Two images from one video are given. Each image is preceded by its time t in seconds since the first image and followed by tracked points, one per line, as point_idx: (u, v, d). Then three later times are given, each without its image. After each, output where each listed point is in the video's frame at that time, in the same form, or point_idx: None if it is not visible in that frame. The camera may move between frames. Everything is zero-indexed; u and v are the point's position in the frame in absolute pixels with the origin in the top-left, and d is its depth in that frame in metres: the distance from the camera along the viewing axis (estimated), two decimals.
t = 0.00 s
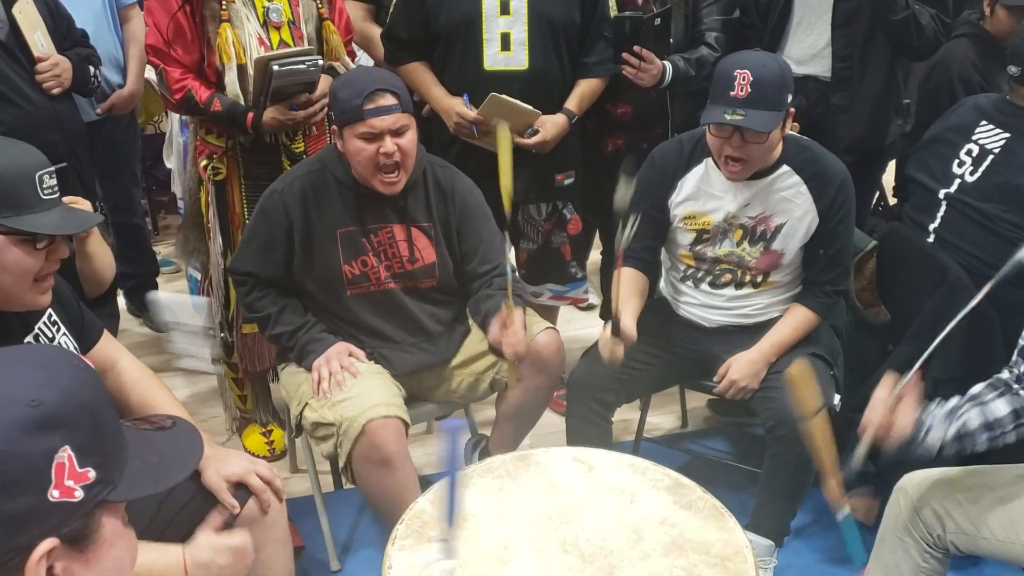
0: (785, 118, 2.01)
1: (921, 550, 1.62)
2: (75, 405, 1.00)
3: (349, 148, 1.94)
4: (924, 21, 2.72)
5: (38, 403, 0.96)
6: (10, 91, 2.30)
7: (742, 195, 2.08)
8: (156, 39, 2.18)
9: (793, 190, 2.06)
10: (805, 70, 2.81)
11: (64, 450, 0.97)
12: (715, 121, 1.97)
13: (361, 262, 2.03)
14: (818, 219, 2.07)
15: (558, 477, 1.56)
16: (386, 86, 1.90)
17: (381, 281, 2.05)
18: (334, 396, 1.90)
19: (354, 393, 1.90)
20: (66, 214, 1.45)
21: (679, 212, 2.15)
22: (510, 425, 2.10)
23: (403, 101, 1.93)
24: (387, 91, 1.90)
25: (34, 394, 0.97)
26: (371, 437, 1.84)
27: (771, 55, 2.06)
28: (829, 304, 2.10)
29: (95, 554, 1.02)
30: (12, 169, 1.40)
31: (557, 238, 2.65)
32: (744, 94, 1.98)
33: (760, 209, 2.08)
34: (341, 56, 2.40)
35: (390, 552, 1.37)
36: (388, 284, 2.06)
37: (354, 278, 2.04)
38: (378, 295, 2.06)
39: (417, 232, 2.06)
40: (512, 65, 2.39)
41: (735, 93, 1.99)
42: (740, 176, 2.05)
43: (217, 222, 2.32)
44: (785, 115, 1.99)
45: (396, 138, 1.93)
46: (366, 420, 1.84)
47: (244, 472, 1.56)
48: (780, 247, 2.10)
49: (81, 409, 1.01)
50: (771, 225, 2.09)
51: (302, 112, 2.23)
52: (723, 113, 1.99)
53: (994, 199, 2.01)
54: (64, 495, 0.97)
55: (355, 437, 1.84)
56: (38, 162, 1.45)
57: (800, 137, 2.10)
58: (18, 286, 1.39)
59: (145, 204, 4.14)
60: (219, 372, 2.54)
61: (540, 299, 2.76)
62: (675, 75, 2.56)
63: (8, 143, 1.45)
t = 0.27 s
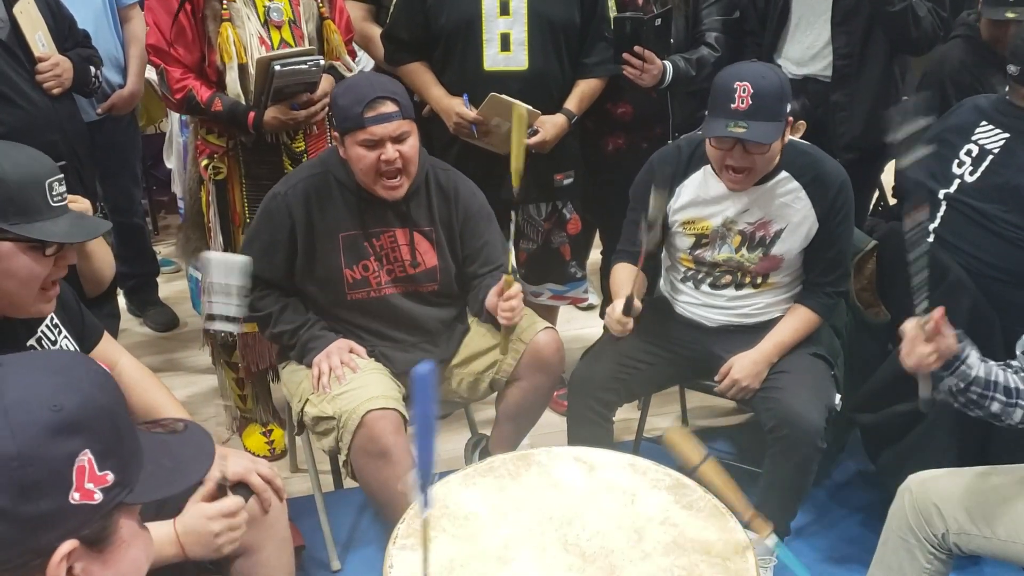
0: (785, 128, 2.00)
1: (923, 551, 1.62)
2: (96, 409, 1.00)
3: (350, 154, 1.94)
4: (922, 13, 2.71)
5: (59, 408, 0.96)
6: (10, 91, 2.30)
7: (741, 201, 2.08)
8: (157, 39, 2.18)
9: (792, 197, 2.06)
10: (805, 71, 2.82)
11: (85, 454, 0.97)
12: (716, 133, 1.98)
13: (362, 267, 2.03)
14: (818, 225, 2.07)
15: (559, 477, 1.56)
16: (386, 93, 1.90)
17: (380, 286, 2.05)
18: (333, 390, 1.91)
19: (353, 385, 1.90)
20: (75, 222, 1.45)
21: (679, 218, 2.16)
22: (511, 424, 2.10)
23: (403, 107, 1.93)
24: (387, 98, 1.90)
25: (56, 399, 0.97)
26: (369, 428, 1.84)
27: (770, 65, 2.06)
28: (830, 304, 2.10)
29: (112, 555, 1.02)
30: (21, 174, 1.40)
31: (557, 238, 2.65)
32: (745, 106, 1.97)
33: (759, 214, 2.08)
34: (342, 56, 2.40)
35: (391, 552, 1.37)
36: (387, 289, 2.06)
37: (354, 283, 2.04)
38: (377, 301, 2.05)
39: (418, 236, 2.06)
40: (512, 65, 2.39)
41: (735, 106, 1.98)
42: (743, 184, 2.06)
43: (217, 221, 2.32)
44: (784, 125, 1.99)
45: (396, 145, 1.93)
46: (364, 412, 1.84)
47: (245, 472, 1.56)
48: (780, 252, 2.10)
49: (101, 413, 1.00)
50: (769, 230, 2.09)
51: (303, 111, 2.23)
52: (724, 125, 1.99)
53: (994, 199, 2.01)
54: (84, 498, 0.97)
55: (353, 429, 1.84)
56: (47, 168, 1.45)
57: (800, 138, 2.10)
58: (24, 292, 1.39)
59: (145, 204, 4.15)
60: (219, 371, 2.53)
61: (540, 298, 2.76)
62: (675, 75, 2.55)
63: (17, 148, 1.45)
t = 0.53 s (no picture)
0: (784, 116, 2.00)
1: (923, 550, 1.63)
2: (71, 414, 0.98)
3: (350, 147, 1.94)
4: (920, 10, 2.70)
5: (33, 414, 0.95)
6: (10, 92, 2.30)
7: (741, 197, 2.09)
8: (156, 39, 2.18)
9: (792, 193, 2.06)
10: (806, 72, 2.81)
11: (63, 460, 0.96)
12: (714, 119, 1.97)
13: (364, 263, 2.04)
14: (817, 221, 2.07)
15: (559, 478, 1.56)
16: (386, 83, 1.91)
17: (383, 281, 2.05)
18: (338, 396, 1.90)
19: (359, 393, 1.89)
20: (65, 211, 1.45)
21: (679, 215, 2.16)
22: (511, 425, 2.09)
23: (402, 97, 1.93)
24: (386, 88, 1.91)
25: (30, 405, 0.96)
26: (374, 437, 1.83)
27: (770, 56, 2.06)
28: (829, 304, 2.10)
29: (99, 558, 1.01)
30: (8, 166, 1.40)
31: (556, 238, 2.65)
32: (744, 92, 1.97)
33: (759, 211, 2.09)
34: (341, 56, 2.40)
35: (391, 552, 1.37)
36: (389, 284, 2.06)
37: (357, 278, 2.04)
38: (379, 296, 2.06)
39: (418, 232, 2.06)
40: (511, 65, 2.39)
41: (734, 92, 1.98)
42: (740, 176, 2.05)
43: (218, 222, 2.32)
44: (784, 113, 1.99)
45: (396, 134, 1.93)
46: (370, 420, 1.84)
47: (244, 472, 1.56)
48: (780, 249, 2.10)
49: (76, 417, 0.99)
50: (769, 227, 2.09)
51: (303, 111, 2.23)
52: (722, 111, 1.98)
53: (993, 199, 2.01)
54: (64, 504, 0.96)
55: (359, 437, 1.84)
56: (34, 161, 1.44)
57: (799, 137, 2.10)
58: (19, 286, 1.39)
59: (145, 205, 4.15)
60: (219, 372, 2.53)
61: (540, 298, 2.76)
62: (675, 75, 2.57)
63: (7, 143, 1.45)
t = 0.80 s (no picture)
0: (783, 113, 2.01)
1: (920, 550, 1.62)
2: (73, 408, 0.99)
3: (348, 143, 1.94)
4: (922, 9, 2.74)
5: (34, 406, 0.95)
6: (10, 93, 2.30)
7: (739, 194, 2.09)
8: (156, 40, 2.18)
9: (789, 191, 2.06)
10: (805, 74, 2.82)
11: (64, 454, 0.96)
12: (713, 114, 1.98)
13: (362, 261, 2.04)
14: (814, 219, 2.07)
15: (558, 478, 1.56)
16: (385, 79, 1.92)
17: (382, 280, 2.06)
18: (336, 393, 1.90)
19: (356, 390, 1.90)
20: (63, 208, 1.45)
21: (677, 213, 2.16)
22: (511, 424, 2.11)
23: (401, 93, 1.94)
24: (386, 84, 1.91)
25: (30, 398, 0.96)
26: (372, 433, 1.84)
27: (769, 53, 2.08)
28: (828, 304, 2.10)
29: (98, 551, 1.02)
30: (6, 163, 1.40)
31: (555, 238, 2.65)
32: (743, 88, 1.98)
33: (757, 209, 2.09)
34: (341, 56, 2.41)
35: (390, 551, 1.37)
36: (388, 282, 2.06)
37: (354, 276, 2.04)
38: (378, 293, 2.06)
39: (417, 231, 2.06)
40: (511, 66, 2.40)
41: (733, 87, 2.00)
42: (738, 172, 2.06)
43: (218, 221, 2.32)
44: (783, 109, 2.00)
45: (395, 130, 1.93)
46: (367, 417, 1.84)
47: (245, 472, 1.56)
48: (778, 247, 2.11)
49: (77, 410, 0.99)
50: (767, 225, 2.10)
51: (303, 111, 2.23)
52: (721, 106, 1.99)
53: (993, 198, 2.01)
54: (65, 498, 0.97)
55: (356, 434, 1.84)
56: (30, 157, 1.45)
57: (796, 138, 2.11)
58: (20, 283, 1.39)
59: (145, 206, 4.15)
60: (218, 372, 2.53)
61: (539, 299, 2.76)
62: (676, 75, 2.59)
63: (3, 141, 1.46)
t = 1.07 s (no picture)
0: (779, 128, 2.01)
1: (921, 550, 1.63)
2: (125, 422, 1.01)
3: (349, 143, 1.94)
4: (924, 10, 2.75)
5: (90, 417, 0.98)
6: (10, 95, 2.30)
7: (735, 200, 2.09)
8: (156, 41, 2.19)
9: (786, 195, 2.06)
10: (805, 75, 2.80)
11: (110, 464, 0.98)
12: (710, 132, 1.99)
13: (362, 259, 2.04)
14: (812, 221, 2.07)
15: (558, 478, 1.56)
16: (386, 80, 1.92)
17: (382, 278, 2.06)
18: (333, 390, 1.91)
19: (352, 385, 1.90)
20: (64, 219, 1.44)
21: (673, 218, 2.16)
22: (511, 425, 2.10)
23: (401, 95, 1.94)
24: (386, 85, 1.92)
25: (88, 409, 0.98)
26: (369, 429, 1.84)
27: (766, 63, 2.07)
28: (826, 304, 2.10)
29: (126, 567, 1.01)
30: (7, 173, 1.39)
31: (555, 239, 2.65)
32: (739, 103, 1.98)
33: (753, 214, 2.09)
34: (340, 58, 2.41)
35: (390, 552, 1.37)
36: (388, 281, 2.06)
37: (355, 275, 2.04)
38: (379, 291, 2.06)
39: (415, 232, 2.06)
40: (510, 67, 2.40)
41: (731, 104, 1.99)
42: (733, 182, 2.07)
43: (217, 221, 2.31)
44: (778, 123, 2.00)
45: (395, 130, 1.93)
46: (364, 412, 1.84)
47: (245, 473, 1.56)
48: (775, 250, 2.11)
49: (127, 426, 1.01)
50: (764, 229, 2.09)
51: (302, 113, 2.23)
52: (718, 124, 1.99)
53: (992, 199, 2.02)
54: (105, 507, 0.97)
55: (353, 429, 1.85)
56: (36, 167, 1.45)
57: (795, 139, 2.11)
58: (17, 290, 1.39)
59: (145, 207, 4.16)
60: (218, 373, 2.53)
61: (539, 299, 2.76)
62: (675, 75, 2.60)
63: (6, 147, 1.44)
